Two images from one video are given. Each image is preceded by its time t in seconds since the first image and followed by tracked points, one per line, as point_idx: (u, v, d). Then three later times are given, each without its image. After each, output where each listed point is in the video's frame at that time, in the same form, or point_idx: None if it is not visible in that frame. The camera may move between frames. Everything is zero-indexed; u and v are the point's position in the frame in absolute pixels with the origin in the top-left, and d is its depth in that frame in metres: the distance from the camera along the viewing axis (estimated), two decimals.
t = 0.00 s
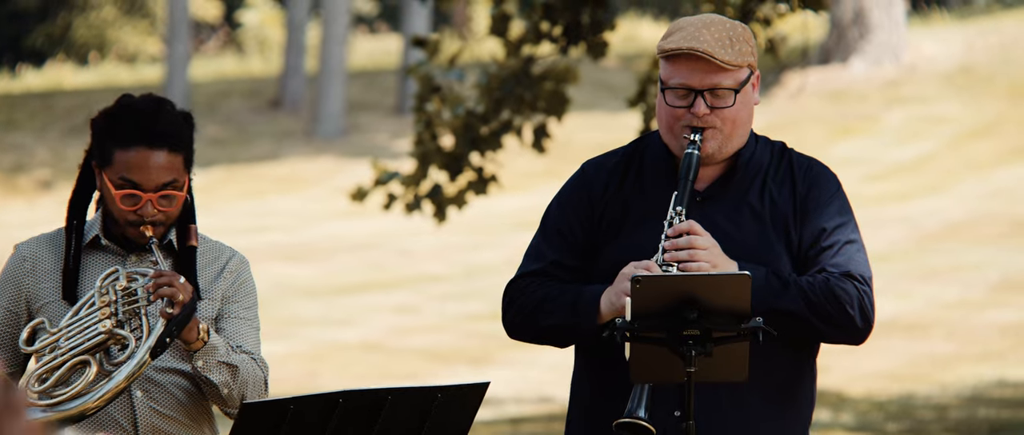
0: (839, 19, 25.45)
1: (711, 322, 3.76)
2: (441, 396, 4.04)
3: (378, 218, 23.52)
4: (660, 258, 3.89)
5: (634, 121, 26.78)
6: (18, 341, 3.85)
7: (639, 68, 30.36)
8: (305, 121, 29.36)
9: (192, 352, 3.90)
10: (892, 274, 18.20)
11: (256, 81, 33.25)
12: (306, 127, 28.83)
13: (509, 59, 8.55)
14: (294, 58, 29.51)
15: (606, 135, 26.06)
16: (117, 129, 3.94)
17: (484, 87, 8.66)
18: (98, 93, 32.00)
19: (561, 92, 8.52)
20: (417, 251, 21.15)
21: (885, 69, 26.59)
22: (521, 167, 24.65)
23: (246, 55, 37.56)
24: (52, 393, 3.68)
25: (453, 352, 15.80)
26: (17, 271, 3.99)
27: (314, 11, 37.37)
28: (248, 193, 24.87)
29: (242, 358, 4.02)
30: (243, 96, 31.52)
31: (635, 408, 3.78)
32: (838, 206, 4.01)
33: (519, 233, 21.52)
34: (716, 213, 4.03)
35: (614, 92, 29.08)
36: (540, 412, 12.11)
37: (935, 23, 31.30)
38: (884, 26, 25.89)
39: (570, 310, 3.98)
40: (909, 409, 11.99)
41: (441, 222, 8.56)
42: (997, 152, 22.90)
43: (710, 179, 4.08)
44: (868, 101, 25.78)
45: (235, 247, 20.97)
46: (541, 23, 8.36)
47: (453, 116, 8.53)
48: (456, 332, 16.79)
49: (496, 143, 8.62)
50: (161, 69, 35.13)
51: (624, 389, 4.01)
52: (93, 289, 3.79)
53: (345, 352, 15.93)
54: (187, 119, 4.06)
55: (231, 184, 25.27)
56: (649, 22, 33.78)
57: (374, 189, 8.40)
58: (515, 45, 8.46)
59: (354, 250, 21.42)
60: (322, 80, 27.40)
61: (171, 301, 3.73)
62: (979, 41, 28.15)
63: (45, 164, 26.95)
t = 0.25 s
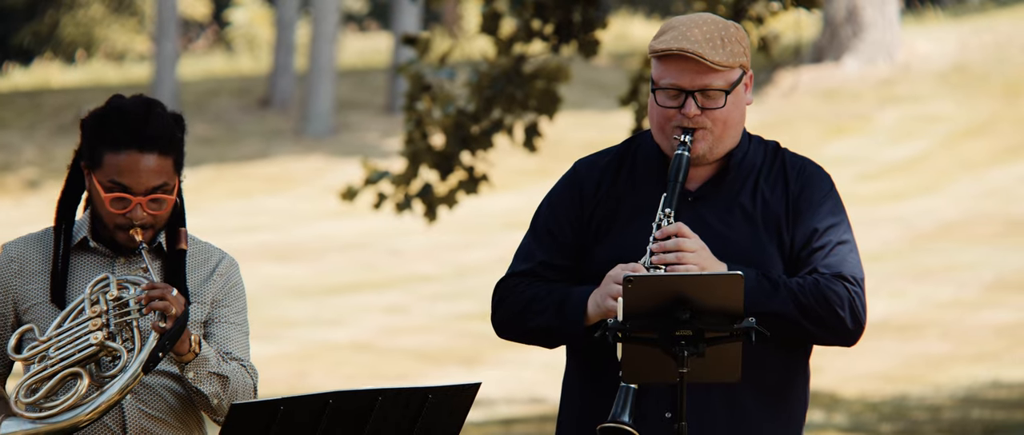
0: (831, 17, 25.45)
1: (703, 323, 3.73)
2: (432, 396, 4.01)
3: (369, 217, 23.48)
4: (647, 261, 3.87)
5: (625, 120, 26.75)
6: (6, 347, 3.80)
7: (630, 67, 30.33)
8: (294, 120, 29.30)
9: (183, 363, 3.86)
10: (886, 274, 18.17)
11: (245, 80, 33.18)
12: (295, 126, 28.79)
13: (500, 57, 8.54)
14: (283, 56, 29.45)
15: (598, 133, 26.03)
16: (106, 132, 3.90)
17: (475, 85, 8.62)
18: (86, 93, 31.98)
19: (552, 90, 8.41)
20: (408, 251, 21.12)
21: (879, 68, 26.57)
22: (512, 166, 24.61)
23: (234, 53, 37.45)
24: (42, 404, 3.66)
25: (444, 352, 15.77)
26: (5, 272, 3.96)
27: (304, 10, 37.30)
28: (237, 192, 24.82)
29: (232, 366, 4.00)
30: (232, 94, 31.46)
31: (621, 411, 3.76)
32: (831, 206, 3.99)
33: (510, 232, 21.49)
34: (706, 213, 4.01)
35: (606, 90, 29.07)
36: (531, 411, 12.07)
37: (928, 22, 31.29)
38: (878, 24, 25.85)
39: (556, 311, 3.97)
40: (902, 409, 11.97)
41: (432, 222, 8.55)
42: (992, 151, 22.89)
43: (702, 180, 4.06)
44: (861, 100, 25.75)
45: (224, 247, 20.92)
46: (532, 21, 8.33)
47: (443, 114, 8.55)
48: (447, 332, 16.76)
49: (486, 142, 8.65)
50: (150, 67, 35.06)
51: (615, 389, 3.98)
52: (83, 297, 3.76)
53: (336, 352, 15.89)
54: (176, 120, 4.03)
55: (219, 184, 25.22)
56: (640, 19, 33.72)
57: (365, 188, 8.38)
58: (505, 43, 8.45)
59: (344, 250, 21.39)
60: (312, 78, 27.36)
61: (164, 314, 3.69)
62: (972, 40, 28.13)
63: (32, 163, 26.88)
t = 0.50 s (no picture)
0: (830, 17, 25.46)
1: (703, 324, 3.71)
2: (429, 399, 3.98)
3: (366, 217, 23.46)
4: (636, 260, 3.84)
5: (624, 119, 26.77)
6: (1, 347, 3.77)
7: (629, 66, 30.32)
8: (291, 120, 29.28)
9: (178, 362, 3.84)
10: (886, 275, 18.16)
11: (241, 79, 33.15)
12: (292, 125, 28.77)
13: (499, 56, 8.50)
14: (280, 55, 29.41)
15: (597, 133, 26.03)
16: (104, 131, 3.88)
17: (472, 84, 8.58)
18: (82, 92, 31.98)
19: (551, 90, 8.36)
20: (405, 251, 21.11)
21: (879, 67, 26.55)
22: (510, 166, 24.60)
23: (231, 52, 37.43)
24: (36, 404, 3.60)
25: (441, 352, 15.74)
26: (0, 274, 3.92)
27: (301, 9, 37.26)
28: (233, 192, 24.80)
29: (229, 366, 3.98)
30: (229, 93, 31.45)
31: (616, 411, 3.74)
32: (828, 207, 3.96)
33: (508, 232, 21.48)
34: (702, 212, 3.99)
35: (604, 89, 29.07)
36: (531, 413, 12.07)
37: (929, 21, 31.26)
38: (877, 23, 25.88)
39: (546, 307, 3.93)
40: (903, 411, 11.94)
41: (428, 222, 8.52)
42: (991, 151, 22.89)
43: (700, 180, 4.04)
44: (861, 99, 25.73)
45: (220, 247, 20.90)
46: (530, 20, 8.32)
47: (442, 114, 8.53)
48: (445, 333, 16.73)
49: (484, 142, 8.61)
50: (145, 65, 34.99)
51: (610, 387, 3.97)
52: (79, 297, 3.75)
53: (333, 354, 15.87)
54: (175, 122, 4.01)
55: (215, 184, 25.20)
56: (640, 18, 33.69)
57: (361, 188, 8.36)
58: (504, 42, 8.42)
59: (341, 250, 21.37)
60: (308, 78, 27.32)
61: (159, 312, 3.66)
62: (973, 39, 28.11)
63: (27, 163, 26.85)
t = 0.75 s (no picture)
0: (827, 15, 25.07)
1: (699, 324, 3.69)
2: (424, 399, 3.97)
3: (361, 217, 23.46)
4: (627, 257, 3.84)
5: (619, 119, 26.79)
6: None
7: (625, 65, 30.33)
8: (285, 119, 29.28)
9: (170, 356, 3.84)
10: (883, 274, 18.15)
11: (236, 78, 33.14)
12: (287, 124, 28.76)
13: (495, 56, 8.53)
14: (275, 54, 29.39)
15: (593, 132, 26.05)
16: (96, 127, 3.86)
17: (467, 84, 8.59)
18: (75, 91, 31.94)
19: (546, 88, 8.35)
20: (400, 251, 21.10)
21: (876, 66, 26.53)
22: (506, 165, 24.61)
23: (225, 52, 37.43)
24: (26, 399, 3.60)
25: (436, 353, 15.74)
26: None
27: (297, 7, 37.24)
28: (228, 192, 24.80)
29: (221, 361, 3.96)
30: (223, 92, 31.42)
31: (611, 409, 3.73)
32: (824, 205, 3.94)
33: (503, 232, 21.47)
34: (695, 210, 3.98)
35: (600, 89, 29.06)
36: (526, 415, 12.08)
37: (926, 20, 31.26)
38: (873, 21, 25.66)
39: (536, 301, 3.94)
40: (900, 411, 11.94)
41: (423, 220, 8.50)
42: (990, 149, 22.89)
43: (694, 178, 4.02)
44: (858, 99, 25.70)
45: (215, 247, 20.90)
46: (525, 19, 8.30)
47: (436, 114, 8.57)
48: (441, 333, 16.73)
49: (480, 141, 8.58)
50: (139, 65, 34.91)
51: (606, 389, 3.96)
52: (69, 294, 3.73)
53: (327, 354, 15.86)
54: (166, 118, 4.00)
55: (210, 183, 25.20)
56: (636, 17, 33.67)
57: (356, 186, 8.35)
58: (499, 42, 8.41)
59: (336, 250, 21.37)
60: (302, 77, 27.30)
61: (149, 304, 3.66)
62: (971, 38, 28.09)
63: (21, 162, 26.85)
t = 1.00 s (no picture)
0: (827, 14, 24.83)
1: (698, 324, 3.67)
2: (422, 399, 3.96)
3: (358, 216, 23.44)
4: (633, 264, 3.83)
5: (618, 118, 26.77)
6: None
7: (623, 64, 30.31)
8: (282, 119, 29.25)
9: (164, 351, 3.83)
10: (883, 274, 18.13)
11: (233, 77, 33.08)
12: (283, 124, 28.74)
13: (492, 54, 8.55)
14: (271, 54, 29.34)
15: (591, 131, 26.04)
16: (90, 125, 3.85)
17: (465, 83, 8.60)
18: (71, 90, 31.91)
19: (544, 87, 8.42)
20: (397, 251, 21.08)
21: (875, 65, 26.50)
22: (504, 164, 24.59)
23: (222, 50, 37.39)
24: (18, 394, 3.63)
25: (434, 353, 15.71)
26: None
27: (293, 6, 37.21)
28: (224, 191, 24.78)
29: (216, 358, 3.94)
30: (219, 91, 31.40)
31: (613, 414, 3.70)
32: (825, 208, 3.93)
33: (502, 231, 21.43)
34: (696, 213, 3.96)
35: (598, 88, 29.05)
36: (525, 414, 12.05)
37: (926, 18, 31.24)
38: (873, 20, 25.57)
39: (544, 313, 3.92)
40: (900, 411, 11.93)
41: (421, 221, 8.48)
42: (988, 149, 22.89)
43: (692, 180, 4.00)
44: (857, 98, 25.68)
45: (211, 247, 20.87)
46: (523, 18, 8.30)
47: (433, 113, 8.49)
48: (438, 333, 16.71)
49: (477, 141, 8.57)
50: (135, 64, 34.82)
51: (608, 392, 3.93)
52: (63, 289, 3.76)
53: (324, 354, 15.83)
54: (161, 117, 3.98)
55: (207, 183, 25.17)
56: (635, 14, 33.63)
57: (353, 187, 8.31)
58: (497, 40, 8.44)
59: (333, 250, 21.35)
60: (299, 76, 27.27)
61: (142, 299, 3.67)
62: (970, 37, 28.06)
63: (16, 162, 26.81)
